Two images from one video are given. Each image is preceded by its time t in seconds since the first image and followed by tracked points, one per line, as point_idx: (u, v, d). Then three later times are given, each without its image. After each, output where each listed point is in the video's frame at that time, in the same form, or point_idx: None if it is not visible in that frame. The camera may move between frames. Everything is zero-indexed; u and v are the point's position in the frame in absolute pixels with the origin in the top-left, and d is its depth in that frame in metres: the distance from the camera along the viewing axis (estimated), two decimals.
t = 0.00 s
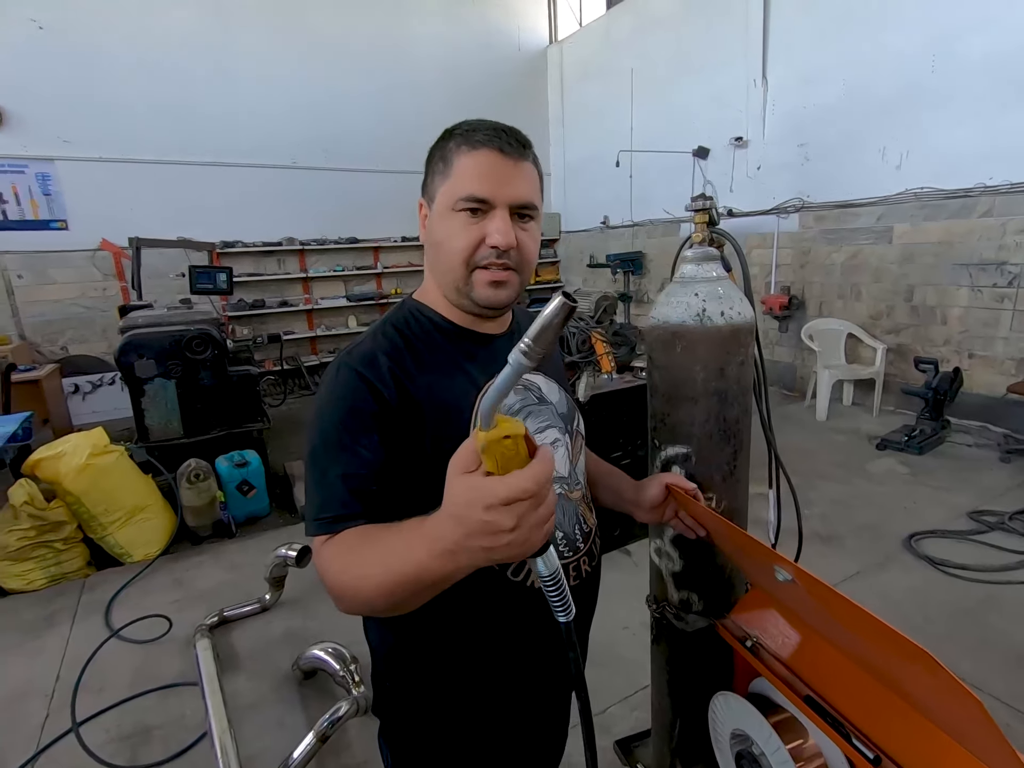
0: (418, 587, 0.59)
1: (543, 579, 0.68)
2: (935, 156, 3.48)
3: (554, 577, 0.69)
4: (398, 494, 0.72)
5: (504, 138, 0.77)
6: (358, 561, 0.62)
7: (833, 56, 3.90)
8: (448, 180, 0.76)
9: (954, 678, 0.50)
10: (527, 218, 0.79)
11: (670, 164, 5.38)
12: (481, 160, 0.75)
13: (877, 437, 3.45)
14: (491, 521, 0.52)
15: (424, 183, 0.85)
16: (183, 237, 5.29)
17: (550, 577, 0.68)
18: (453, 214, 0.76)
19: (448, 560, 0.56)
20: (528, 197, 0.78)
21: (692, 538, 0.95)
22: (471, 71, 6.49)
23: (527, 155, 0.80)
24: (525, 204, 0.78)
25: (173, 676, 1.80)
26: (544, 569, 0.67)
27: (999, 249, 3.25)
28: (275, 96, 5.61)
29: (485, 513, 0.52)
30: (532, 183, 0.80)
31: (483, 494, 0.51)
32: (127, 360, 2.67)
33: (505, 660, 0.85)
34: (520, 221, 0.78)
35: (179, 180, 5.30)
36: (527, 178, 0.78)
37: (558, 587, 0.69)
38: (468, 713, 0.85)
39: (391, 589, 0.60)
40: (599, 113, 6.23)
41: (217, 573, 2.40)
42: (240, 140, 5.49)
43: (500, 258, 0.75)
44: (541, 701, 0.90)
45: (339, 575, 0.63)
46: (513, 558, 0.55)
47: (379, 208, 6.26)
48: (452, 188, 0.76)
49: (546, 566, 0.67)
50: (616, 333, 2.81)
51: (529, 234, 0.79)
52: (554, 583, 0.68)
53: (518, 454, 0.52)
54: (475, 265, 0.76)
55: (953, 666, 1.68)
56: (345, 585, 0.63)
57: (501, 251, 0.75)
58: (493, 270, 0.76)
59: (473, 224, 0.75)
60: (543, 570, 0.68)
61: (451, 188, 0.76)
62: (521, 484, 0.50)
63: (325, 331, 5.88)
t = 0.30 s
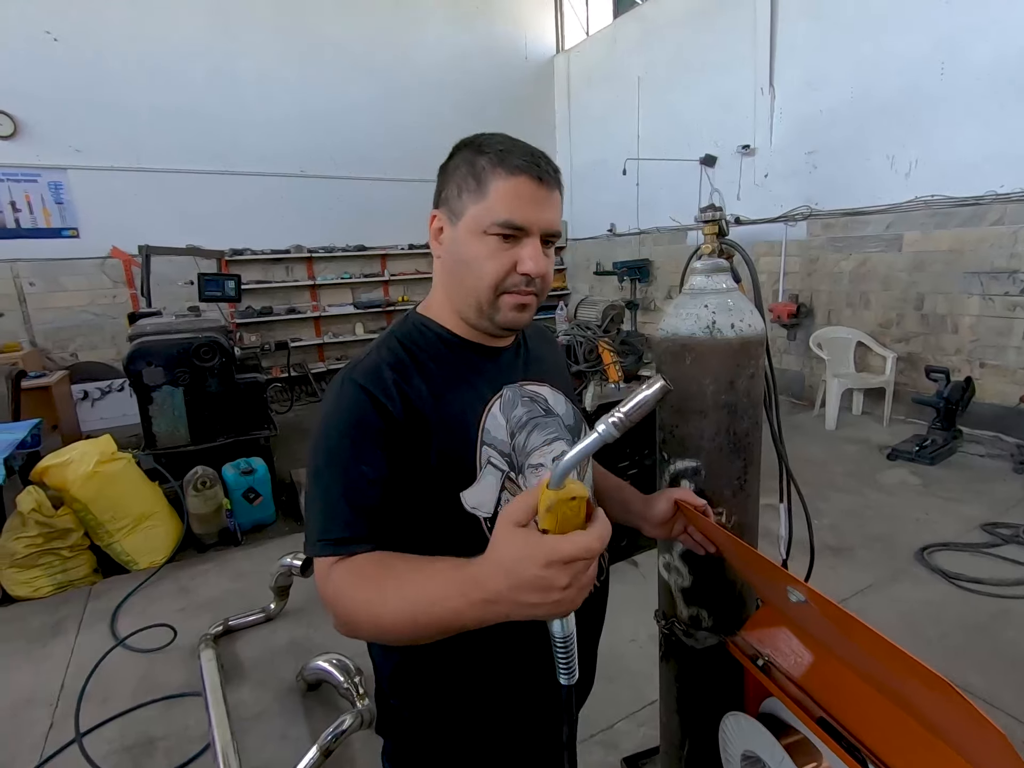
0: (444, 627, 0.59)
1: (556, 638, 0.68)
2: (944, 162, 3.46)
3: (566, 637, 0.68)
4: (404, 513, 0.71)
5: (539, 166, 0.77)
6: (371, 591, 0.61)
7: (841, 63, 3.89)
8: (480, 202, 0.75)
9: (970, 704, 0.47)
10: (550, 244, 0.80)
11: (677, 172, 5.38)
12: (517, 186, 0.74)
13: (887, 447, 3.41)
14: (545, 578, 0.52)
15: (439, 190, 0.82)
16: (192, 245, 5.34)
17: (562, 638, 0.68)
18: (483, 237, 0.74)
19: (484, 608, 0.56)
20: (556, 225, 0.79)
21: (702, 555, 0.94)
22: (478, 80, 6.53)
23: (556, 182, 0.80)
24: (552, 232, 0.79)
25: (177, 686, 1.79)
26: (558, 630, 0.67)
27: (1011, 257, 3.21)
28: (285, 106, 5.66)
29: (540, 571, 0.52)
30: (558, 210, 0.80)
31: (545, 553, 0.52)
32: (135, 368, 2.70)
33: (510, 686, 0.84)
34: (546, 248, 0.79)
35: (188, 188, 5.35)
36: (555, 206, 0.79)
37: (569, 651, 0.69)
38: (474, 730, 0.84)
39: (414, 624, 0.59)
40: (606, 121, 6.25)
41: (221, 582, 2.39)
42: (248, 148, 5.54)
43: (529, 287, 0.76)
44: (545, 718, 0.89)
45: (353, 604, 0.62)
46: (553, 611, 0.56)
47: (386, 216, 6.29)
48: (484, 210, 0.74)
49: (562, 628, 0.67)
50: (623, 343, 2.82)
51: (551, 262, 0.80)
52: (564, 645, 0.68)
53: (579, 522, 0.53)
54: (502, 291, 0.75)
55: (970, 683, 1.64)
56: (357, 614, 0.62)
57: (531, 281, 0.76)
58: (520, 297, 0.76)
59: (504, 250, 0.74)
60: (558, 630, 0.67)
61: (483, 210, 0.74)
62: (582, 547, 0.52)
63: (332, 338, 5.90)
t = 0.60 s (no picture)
0: (450, 634, 0.58)
1: (568, 634, 0.67)
2: (948, 171, 3.45)
3: (579, 632, 0.67)
4: (405, 526, 0.70)
5: (529, 160, 0.78)
6: (373, 604, 0.60)
7: (845, 72, 3.89)
8: (470, 197, 0.76)
9: (994, 728, 0.45)
10: (546, 241, 0.80)
11: (681, 180, 5.39)
12: (506, 179, 0.75)
13: (894, 456, 3.38)
14: (538, 571, 0.51)
15: (437, 194, 0.84)
16: (198, 253, 5.37)
17: (574, 633, 0.67)
18: (474, 231, 0.75)
19: (486, 611, 0.55)
20: (549, 219, 0.79)
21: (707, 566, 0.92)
22: (482, 90, 6.58)
23: (547, 177, 0.80)
24: (545, 227, 0.78)
25: (177, 695, 1.78)
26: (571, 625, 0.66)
27: (1017, 265, 3.20)
28: (291, 115, 5.70)
29: (531, 564, 0.50)
30: (552, 206, 0.80)
31: (532, 545, 0.50)
32: (138, 374, 2.69)
33: (512, 699, 0.83)
34: (540, 243, 0.78)
35: (195, 197, 5.39)
36: (548, 201, 0.79)
37: (583, 647, 0.68)
38: (477, 746, 0.83)
39: (418, 634, 0.58)
40: (609, 129, 6.27)
41: (223, 590, 2.38)
42: (254, 158, 5.58)
43: (520, 279, 0.75)
44: (547, 733, 0.88)
45: (357, 619, 0.61)
46: (556, 606, 0.54)
47: (390, 224, 6.32)
48: (475, 204, 0.75)
49: (573, 623, 0.67)
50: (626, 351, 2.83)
51: (547, 259, 0.80)
52: (577, 639, 0.67)
53: (561, 506, 0.51)
54: (494, 285, 0.75)
55: (980, 697, 1.61)
56: (360, 628, 0.61)
57: (523, 273, 0.75)
58: (512, 291, 0.76)
59: (495, 243, 0.74)
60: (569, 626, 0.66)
61: (474, 203, 0.75)
62: (570, 530, 0.49)
63: (336, 345, 5.92)
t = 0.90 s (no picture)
0: (447, 632, 0.57)
1: (574, 624, 0.65)
2: (950, 179, 3.46)
3: (585, 620, 0.66)
4: (406, 537, 0.69)
5: (519, 161, 0.79)
6: (372, 610, 0.60)
7: (846, 79, 3.91)
8: (462, 200, 0.77)
9: (1001, 739, 0.44)
10: (539, 240, 0.80)
11: (682, 187, 5.41)
12: (496, 178, 0.76)
13: (898, 464, 3.36)
14: (524, 552, 0.50)
15: (435, 203, 0.85)
16: (202, 260, 5.40)
17: (580, 623, 0.65)
18: (465, 231, 0.76)
19: (479, 603, 0.54)
20: (541, 218, 0.79)
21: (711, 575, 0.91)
22: (484, 99, 6.63)
23: (539, 178, 0.81)
24: (537, 225, 0.79)
25: (177, 705, 1.77)
26: (576, 614, 0.64)
27: (1020, 272, 3.19)
28: (295, 123, 5.74)
29: (514, 546, 0.49)
30: (545, 205, 0.80)
31: (512, 527, 0.49)
32: (141, 382, 2.70)
33: (517, 712, 0.82)
34: (533, 241, 0.78)
35: (199, 204, 5.42)
36: (540, 200, 0.79)
37: (591, 633, 0.66)
38: None
39: (416, 636, 0.57)
40: (611, 137, 6.30)
41: (224, 598, 2.37)
42: (258, 166, 5.62)
43: (513, 276, 0.75)
44: (551, 745, 0.86)
45: (357, 626, 0.61)
46: (548, 590, 0.52)
47: (393, 232, 6.35)
48: (466, 205, 0.76)
49: (575, 607, 0.64)
50: (628, 358, 2.85)
51: (541, 258, 0.79)
52: (585, 629, 0.65)
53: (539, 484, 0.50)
54: (486, 283, 0.75)
55: (988, 709, 1.59)
56: (360, 636, 0.60)
57: (514, 269, 0.75)
58: (504, 288, 0.75)
59: (487, 241, 0.75)
60: (573, 616, 0.65)
61: (465, 205, 0.76)
62: (549, 509, 0.48)
63: (339, 352, 5.93)
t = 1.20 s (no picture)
0: (450, 647, 0.56)
1: (580, 636, 0.65)
2: (952, 184, 3.46)
3: (591, 632, 0.65)
4: (408, 548, 0.69)
5: (520, 170, 0.79)
6: (374, 623, 0.59)
7: (848, 85, 3.91)
8: (463, 209, 0.77)
9: (1009, 755, 0.44)
10: (541, 249, 0.80)
11: (684, 193, 5.42)
12: (496, 187, 0.76)
13: (902, 470, 3.34)
14: (528, 570, 0.49)
15: (436, 211, 0.85)
16: (205, 266, 5.42)
17: (586, 635, 0.64)
18: (467, 242, 0.75)
19: (482, 619, 0.53)
20: (543, 226, 0.79)
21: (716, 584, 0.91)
22: (486, 106, 6.66)
23: (540, 186, 0.81)
24: (539, 234, 0.78)
25: (176, 713, 1.76)
26: (582, 627, 0.64)
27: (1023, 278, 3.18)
28: (299, 130, 5.78)
29: (518, 564, 0.49)
30: (546, 214, 0.80)
31: (516, 545, 0.48)
32: (144, 389, 2.70)
33: (520, 723, 0.81)
34: (534, 251, 0.78)
35: (202, 210, 5.45)
36: (542, 209, 0.79)
37: (598, 646, 0.66)
38: None
39: (418, 650, 0.57)
40: (613, 143, 6.32)
41: (225, 605, 2.36)
42: (261, 172, 5.64)
43: (514, 285, 0.75)
44: (554, 756, 0.86)
45: (359, 638, 0.60)
46: (553, 607, 0.52)
47: (395, 238, 6.36)
48: (467, 215, 0.76)
49: (584, 624, 0.64)
50: (631, 365, 2.85)
51: (542, 266, 0.79)
52: (591, 641, 0.65)
53: (542, 499, 0.50)
54: (488, 293, 0.75)
55: (996, 719, 1.57)
56: (362, 648, 0.60)
57: (516, 279, 0.74)
58: (506, 298, 0.75)
59: (488, 251, 0.75)
60: (579, 628, 0.64)
61: (466, 214, 0.76)
62: (552, 526, 0.48)
63: (341, 358, 5.94)
